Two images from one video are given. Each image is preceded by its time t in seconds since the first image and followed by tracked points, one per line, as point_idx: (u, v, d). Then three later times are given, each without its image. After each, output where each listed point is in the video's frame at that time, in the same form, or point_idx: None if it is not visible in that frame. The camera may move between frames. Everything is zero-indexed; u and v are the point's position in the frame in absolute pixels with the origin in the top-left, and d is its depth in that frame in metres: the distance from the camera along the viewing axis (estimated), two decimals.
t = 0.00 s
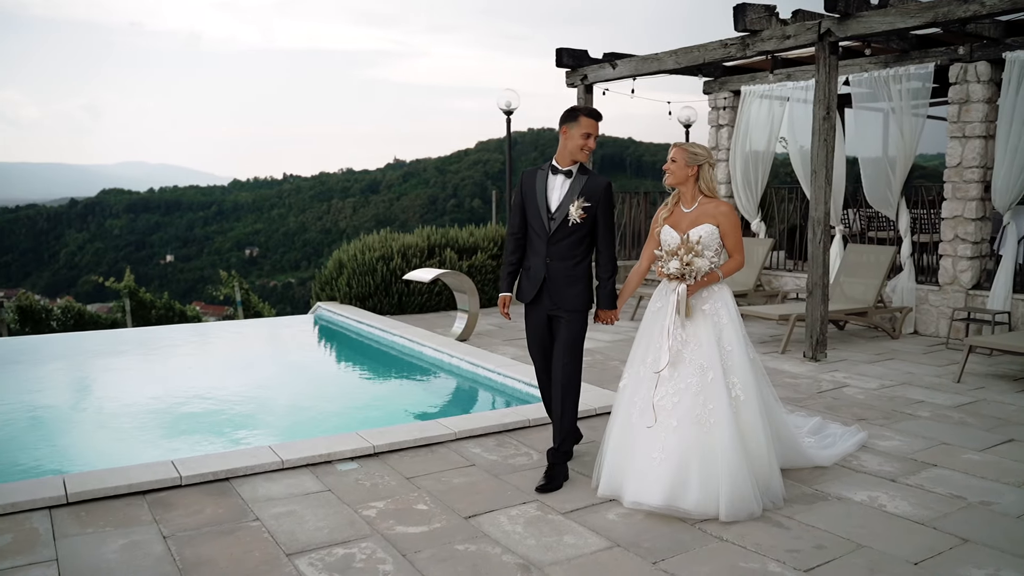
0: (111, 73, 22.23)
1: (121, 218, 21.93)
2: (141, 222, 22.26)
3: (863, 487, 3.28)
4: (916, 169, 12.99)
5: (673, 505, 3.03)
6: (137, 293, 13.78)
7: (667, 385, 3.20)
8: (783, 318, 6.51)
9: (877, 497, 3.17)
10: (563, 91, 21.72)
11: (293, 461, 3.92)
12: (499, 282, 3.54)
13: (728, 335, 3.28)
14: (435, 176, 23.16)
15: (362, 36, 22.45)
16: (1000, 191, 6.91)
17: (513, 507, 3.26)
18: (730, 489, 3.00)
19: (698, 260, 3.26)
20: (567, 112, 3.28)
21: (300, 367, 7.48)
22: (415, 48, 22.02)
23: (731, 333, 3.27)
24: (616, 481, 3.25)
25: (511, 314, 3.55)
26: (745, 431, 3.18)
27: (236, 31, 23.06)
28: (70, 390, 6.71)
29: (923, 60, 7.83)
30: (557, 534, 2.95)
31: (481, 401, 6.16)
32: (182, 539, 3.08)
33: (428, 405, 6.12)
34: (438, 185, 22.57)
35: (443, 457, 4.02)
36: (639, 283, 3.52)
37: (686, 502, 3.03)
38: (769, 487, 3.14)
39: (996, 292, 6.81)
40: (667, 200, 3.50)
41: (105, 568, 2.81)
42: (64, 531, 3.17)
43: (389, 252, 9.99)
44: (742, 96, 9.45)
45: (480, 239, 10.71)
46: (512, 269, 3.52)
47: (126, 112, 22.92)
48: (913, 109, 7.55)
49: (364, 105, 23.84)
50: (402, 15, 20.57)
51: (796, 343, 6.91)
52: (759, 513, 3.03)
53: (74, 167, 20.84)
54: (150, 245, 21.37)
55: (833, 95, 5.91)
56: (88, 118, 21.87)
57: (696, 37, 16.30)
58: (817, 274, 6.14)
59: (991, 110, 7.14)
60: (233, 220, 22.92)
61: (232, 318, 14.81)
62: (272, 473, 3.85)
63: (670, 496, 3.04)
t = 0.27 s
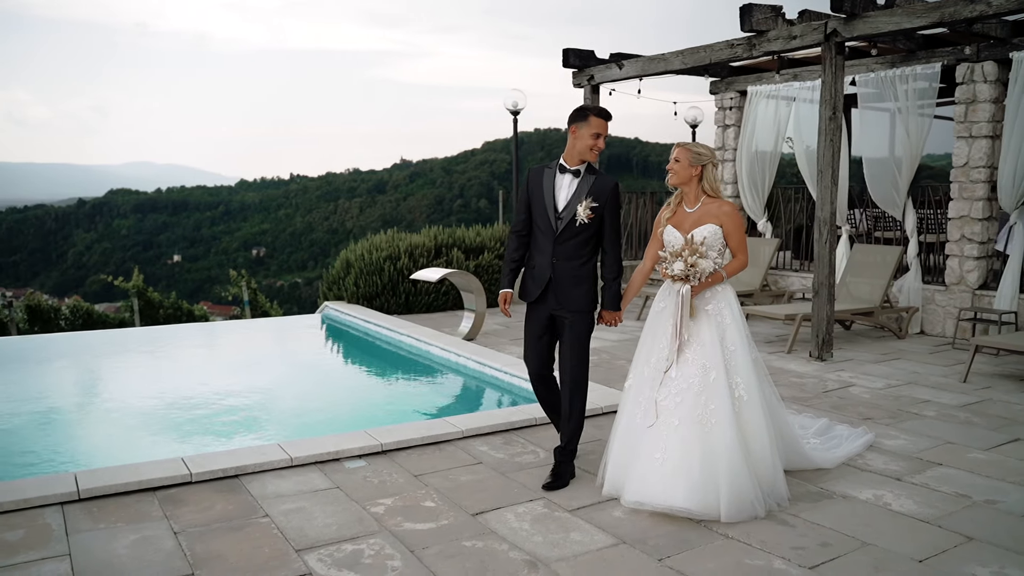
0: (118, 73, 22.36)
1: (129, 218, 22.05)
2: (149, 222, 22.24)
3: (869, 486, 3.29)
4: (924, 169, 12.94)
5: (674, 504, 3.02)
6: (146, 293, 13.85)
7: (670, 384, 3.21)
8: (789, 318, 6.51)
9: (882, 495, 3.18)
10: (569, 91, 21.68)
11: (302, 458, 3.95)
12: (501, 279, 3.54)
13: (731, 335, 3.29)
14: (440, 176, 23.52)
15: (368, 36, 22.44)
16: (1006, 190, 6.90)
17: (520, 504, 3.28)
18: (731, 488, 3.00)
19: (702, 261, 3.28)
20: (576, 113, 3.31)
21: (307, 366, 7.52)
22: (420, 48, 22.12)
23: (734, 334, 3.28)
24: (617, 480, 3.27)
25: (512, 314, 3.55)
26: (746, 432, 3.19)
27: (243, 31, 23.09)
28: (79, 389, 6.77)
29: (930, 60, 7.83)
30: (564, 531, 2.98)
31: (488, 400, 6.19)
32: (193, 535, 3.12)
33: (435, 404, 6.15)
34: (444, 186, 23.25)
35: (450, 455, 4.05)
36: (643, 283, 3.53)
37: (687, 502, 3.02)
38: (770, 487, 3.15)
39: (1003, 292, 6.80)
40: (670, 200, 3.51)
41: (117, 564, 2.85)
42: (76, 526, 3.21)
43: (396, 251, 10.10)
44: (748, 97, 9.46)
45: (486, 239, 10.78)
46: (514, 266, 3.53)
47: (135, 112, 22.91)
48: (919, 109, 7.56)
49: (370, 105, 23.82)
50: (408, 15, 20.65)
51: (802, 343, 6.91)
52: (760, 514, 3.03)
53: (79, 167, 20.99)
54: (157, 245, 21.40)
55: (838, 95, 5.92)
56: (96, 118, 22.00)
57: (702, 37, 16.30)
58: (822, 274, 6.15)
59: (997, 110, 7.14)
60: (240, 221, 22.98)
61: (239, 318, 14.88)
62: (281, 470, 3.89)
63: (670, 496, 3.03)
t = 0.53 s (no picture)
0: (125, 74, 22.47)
1: (136, 218, 22.01)
2: (156, 222, 22.17)
3: (873, 484, 3.31)
4: (929, 169, 12.93)
5: (675, 507, 3.04)
6: (153, 292, 13.90)
7: (671, 386, 3.23)
8: (795, 318, 6.52)
9: (886, 493, 3.21)
10: (574, 92, 21.71)
11: (309, 455, 3.99)
12: (504, 277, 3.55)
13: (732, 336, 3.29)
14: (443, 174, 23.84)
15: (374, 36, 22.39)
16: (1011, 190, 6.90)
17: (526, 501, 3.31)
18: (733, 491, 3.01)
19: (704, 263, 3.29)
20: (582, 112, 3.34)
21: (314, 365, 7.57)
22: (426, 48, 22.13)
23: (735, 335, 3.28)
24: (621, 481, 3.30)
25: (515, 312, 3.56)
26: (747, 433, 3.21)
27: (249, 31, 23.17)
28: (88, 387, 6.83)
29: (935, 60, 7.81)
30: (569, 527, 3.01)
31: (493, 399, 6.23)
32: (202, 531, 3.16)
33: (441, 403, 6.19)
34: (450, 187, 23.40)
35: (456, 453, 4.08)
36: (646, 283, 3.54)
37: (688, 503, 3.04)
38: (772, 487, 3.16)
39: (1009, 292, 6.79)
40: (672, 200, 3.53)
41: (127, 559, 2.89)
42: (87, 521, 3.25)
43: (402, 251, 10.12)
44: (754, 97, 9.50)
45: (492, 239, 10.86)
46: (518, 265, 3.55)
47: (140, 112, 22.95)
48: (924, 109, 7.54)
49: (375, 105, 23.85)
50: (411, 15, 20.70)
51: (806, 343, 6.92)
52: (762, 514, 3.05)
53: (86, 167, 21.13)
54: (164, 245, 21.53)
55: (844, 95, 5.91)
56: (103, 119, 22.16)
57: (708, 37, 16.31)
58: (828, 273, 6.16)
59: (1002, 111, 7.14)
60: (246, 221, 23.03)
61: (245, 317, 14.94)
62: (289, 467, 3.92)
63: (671, 498, 3.05)
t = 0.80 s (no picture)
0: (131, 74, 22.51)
1: (141, 218, 22.08)
2: (160, 222, 22.21)
3: (875, 482, 3.33)
4: (934, 169, 12.91)
5: (674, 508, 3.05)
6: (158, 292, 13.94)
7: (668, 388, 3.26)
8: (799, 316, 6.54)
9: (888, 491, 3.22)
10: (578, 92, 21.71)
11: (316, 452, 4.02)
12: (506, 278, 3.53)
13: (728, 338, 3.32)
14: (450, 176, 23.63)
15: (376, 36, 22.39)
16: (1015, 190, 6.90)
17: (530, 498, 3.34)
18: (732, 491, 3.03)
19: (702, 265, 3.30)
20: (583, 111, 3.37)
21: (319, 364, 7.60)
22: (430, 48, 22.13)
23: (732, 336, 3.32)
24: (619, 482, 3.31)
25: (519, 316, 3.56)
26: (744, 433, 3.24)
27: (253, 32, 23.17)
28: (94, 387, 6.86)
29: (938, 60, 7.81)
30: (573, 523, 3.03)
31: (497, 397, 6.26)
32: (209, 526, 3.19)
33: (446, 402, 6.22)
34: (455, 187, 23.25)
35: (461, 450, 4.11)
36: (645, 285, 3.54)
37: (687, 503, 3.05)
38: (770, 487, 3.18)
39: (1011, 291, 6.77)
40: (671, 201, 3.54)
41: (136, 554, 2.93)
42: (97, 517, 3.29)
43: (407, 250, 10.17)
44: (757, 97, 9.50)
45: (496, 238, 10.91)
46: (519, 265, 3.54)
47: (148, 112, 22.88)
48: (928, 109, 7.54)
49: (379, 105, 23.89)
50: (414, 15, 20.56)
51: (810, 342, 6.93)
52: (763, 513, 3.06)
53: (92, 168, 21.30)
54: (168, 244, 21.58)
55: (847, 95, 5.92)
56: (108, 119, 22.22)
57: (711, 37, 16.29)
58: (831, 272, 6.16)
59: (1007, 110, 7.13)
60: (251, 221, 23.13)
61: (250, 317, 14.99)
62: (295, 464, 3.95)
63: (669, 499, 3.07)
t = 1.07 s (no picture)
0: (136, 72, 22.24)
1: (145, 218, 22.55)
2: (164, 221, 22.78)
3: (878, 479, 3.34)
4: (938, 169, 12.93)
5: (674, 506, 3.08)
6: (164, 291, 13.96)
7: (666, 389, 3.29)
8: (801, 315, 6.56)
9: (891, 488, 3.23)
10: (583, 93, 21.74)
11: (321, 449, 4.05)
12: (505, 279, 3.52)
13: (726, 337, 3.34)
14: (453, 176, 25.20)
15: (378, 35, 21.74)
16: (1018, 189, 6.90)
17: (533, 495, 3.36)
18: (730, 489, 3.06)
19: (697, 263, 3.30)
20: (579, 109, 3.36)
21: (323, 363, 7.63)
22: (435, 49, 22.10)
23: (729, 335, 3.34)
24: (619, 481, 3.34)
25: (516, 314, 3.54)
26: (742, 431, 3.27)
27: (258, 31, 22.66)
28: (98, 386, 6.89)
29: (942, 59, 7.79)
30: (577, 520, 3.05)
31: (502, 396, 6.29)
32: (215, 522, 3.22)
33: (450, 401, 6.25)
34: (458, 187, 24.65)
35: (466, 448, 4.13)
36: (642, 285, 3.56)
37: (688, 501, 3.08)
38: (770, 485, 3.19)
39: (1013, 290, 6.77)
40: (667, 198, 3.53)
41: (143, 549, 2.95)
42: (104, 513, 3.32)
43: (412, 250, 10.23)
44: (761, 96, 9.53)
45: (500, 238, 10.96)
46: (518, 266, 3.53)
47: (154, 113, 22.89)
48: (931, 109, 7.57)
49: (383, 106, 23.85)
50: (426, 15, 20.45)
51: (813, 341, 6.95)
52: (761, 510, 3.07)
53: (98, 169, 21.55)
54: (173, 245, 21.92)
55: (851, 94, 5.94)
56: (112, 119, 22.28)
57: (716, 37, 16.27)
58: (834, 272, 6.18)
59: (1010, 109, 7.14)
60: (256, 221, 23.93)
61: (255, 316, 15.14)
62: (301, 461, 3.98)
63: (669, 498, 3.09)
